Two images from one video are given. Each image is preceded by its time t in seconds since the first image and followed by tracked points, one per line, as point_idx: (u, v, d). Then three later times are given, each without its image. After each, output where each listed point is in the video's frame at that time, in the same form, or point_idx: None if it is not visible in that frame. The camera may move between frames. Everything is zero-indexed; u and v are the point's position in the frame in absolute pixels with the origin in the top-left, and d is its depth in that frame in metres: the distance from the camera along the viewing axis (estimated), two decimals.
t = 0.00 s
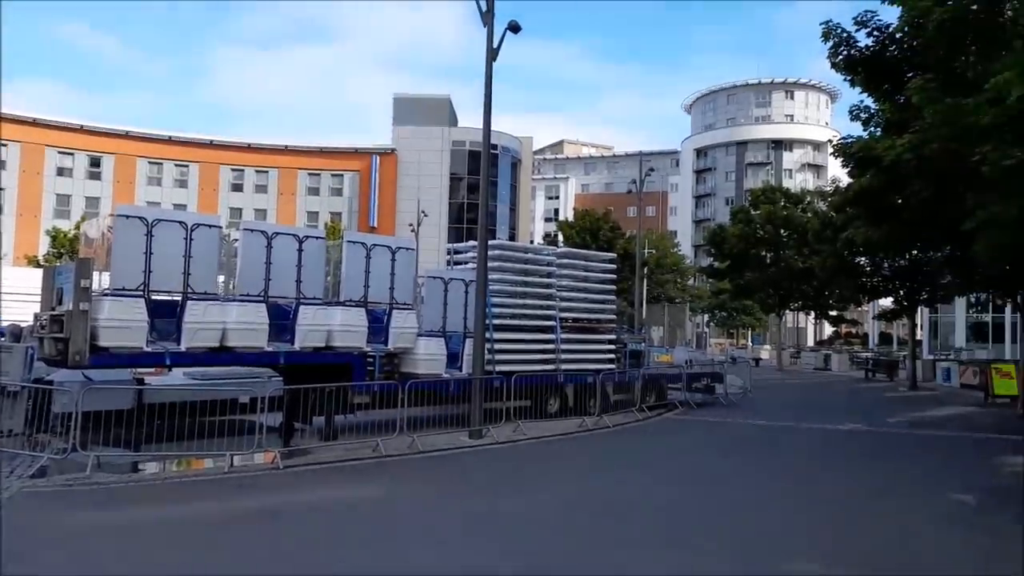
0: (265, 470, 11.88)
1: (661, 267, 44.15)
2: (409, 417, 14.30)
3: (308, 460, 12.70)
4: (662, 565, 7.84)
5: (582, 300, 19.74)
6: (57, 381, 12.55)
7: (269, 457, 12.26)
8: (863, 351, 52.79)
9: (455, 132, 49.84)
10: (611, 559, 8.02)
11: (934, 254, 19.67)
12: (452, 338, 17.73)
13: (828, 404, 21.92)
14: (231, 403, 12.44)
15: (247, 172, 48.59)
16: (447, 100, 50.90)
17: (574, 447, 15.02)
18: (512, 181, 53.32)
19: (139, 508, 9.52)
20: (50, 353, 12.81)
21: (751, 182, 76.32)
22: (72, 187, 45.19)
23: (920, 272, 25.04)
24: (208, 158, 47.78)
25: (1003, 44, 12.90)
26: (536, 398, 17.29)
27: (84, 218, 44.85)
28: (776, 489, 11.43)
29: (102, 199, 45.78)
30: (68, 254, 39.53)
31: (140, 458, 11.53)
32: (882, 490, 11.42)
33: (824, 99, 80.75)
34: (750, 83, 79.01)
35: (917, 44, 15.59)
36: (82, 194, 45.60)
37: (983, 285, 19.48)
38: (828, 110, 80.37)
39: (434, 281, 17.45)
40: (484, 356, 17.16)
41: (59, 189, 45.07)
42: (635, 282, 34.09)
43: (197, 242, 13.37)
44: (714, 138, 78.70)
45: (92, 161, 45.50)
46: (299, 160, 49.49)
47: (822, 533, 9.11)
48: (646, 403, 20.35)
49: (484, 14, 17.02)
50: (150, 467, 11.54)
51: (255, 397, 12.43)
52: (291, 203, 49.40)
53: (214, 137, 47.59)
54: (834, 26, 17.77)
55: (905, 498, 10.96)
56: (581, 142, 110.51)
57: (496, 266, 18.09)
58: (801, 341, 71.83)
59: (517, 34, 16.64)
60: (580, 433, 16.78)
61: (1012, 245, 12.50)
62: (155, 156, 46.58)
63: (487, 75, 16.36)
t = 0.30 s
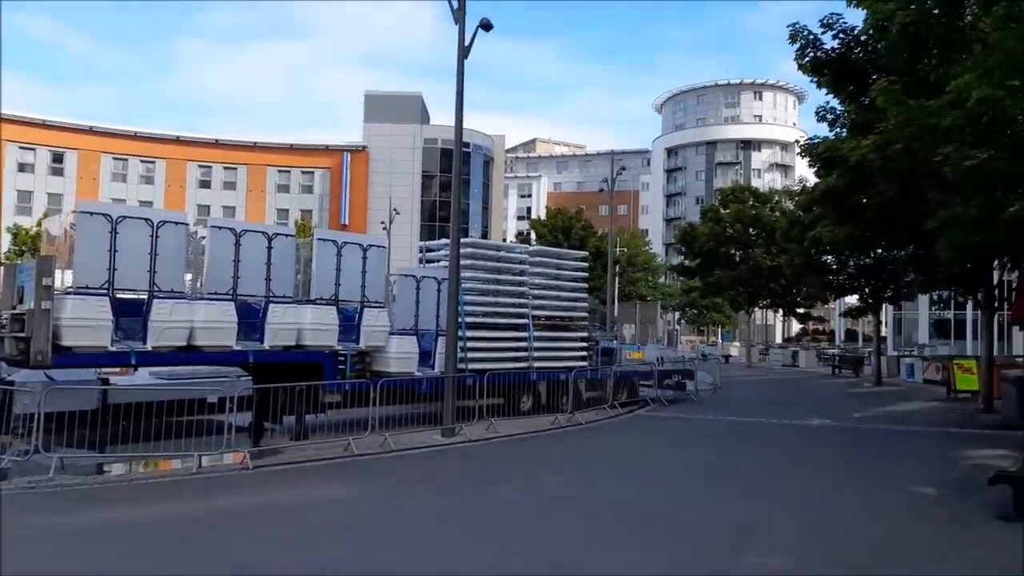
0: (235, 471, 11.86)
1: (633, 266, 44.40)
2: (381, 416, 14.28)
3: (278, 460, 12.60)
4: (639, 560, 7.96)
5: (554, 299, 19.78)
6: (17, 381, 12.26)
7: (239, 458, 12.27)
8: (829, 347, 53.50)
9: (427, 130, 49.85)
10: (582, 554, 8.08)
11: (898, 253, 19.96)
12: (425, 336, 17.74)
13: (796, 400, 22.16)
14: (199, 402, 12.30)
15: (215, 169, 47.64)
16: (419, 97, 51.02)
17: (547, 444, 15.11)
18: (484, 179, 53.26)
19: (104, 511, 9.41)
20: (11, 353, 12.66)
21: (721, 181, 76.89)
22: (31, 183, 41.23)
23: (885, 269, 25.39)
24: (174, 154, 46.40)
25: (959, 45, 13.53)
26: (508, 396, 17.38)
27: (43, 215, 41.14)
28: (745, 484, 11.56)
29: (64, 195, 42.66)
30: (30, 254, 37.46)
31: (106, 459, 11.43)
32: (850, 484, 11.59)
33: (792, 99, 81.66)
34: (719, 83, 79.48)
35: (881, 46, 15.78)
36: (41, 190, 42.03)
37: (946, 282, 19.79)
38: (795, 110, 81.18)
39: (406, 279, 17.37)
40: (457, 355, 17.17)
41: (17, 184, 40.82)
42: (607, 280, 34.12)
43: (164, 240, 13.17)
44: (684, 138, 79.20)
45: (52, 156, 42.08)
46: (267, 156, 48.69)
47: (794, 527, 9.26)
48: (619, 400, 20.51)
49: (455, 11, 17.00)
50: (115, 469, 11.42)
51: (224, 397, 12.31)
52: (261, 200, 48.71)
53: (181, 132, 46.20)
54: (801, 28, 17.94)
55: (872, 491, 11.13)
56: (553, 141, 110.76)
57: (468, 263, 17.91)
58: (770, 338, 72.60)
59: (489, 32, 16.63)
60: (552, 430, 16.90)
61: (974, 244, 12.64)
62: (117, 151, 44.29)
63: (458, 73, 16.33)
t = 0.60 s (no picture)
0: (205, 472, 11.70)
1: (606, 265, 44.66)
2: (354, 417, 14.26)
3: (248, 462, 12.52)
4: (612, 558, 8.05)
5: (528, 298, 19.85)
6: None
7: (209, 460, 12.11)
8: (799, 346, 54.17)
9: (401, 128, 49.80)
10: (556, 554, 8.15)
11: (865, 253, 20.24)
12: (398, 336, 17.76)
13: (766, 398, 22.42)
14: (167, 404, 12.19)
15: (184, 166, 47.12)
16: (391, 95, 49.82)
17: (520, 443, 15.18)
18: (459, 178, 53.24)
19: (72, 512, 9.30)
20: None
21: (693, 182, 77.47)
22: None
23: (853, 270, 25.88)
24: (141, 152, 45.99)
25: (923, 50, 13.83)
26: (482, 396, 17.46)
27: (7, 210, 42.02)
28: (716, 482, 11.69)
29: (28, 192, 43.36)
30: None
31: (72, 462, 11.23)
32: (819, 481, 11.78)
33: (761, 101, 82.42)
34: (691, 85, 80.05)
35: (849, 50, 15.99)
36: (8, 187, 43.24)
37: (912, 282, 20.13)
38: (766, 112, 81.97)
39: (379, 278, 17.43)
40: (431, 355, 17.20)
41: None
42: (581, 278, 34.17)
43: (130, 238, 12.92)
44: (657, 139, 79.67)
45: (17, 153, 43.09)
46: (237, 154, 48.18)
47: (764, 525, 9.39)
48: (592, 400, 20.65)
49: (428, 9, 17.02)
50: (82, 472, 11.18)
51: (193, 398, 12.24)
52: (232, 197, 48.09)
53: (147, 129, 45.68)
54: (771, 31, 18.15)
55: (840, 488, 11.31)
56: (527, 141, 111.00)
57: (441, 263, 17.95)
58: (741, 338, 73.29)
59: (462, 30, 16.66)
60: (525, 430, 17.00)
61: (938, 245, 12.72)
62: (85, 150, 44.71)
63: (432, 72, 16.36)
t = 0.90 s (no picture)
0: (185, 476, 11.61)
1: (591, 265, 44.76)
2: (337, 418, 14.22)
3: (229, 464, 12.43)
4: (598, 558, 8.09)
5: (512, 298, 19.87)
6: None
7: (189, 462, 12.01)
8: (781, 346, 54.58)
9: (384, 127, 49.86)
10: (545, 554, 8.19)
11: (847, 253, 20.38)
12: (381, 336, 17.74)
13: (749, 398, 22.55)
14: (146, 406, 12.00)
15: (164, 164, 46.52)
16: (373, 93, 49.85)
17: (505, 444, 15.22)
18: (443, 178, 53.20)
19: (55, 516, 9.22)
20: None
21: (678, 182, 77.78)
22: None
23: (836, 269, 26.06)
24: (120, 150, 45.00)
25: (906, 52, 13.95)
26: (467, 396, 17.51)
27: None
28: (701, 482, 11.73)
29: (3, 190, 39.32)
30: None
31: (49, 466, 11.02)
32: (803, 480, 11.84)
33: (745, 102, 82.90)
34: (676, 85, 80.39)
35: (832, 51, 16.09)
36: None
37: (894, 282, 20.30)
38: (749, 113, 82.47)
39: (362, 278, 17.38)
40: (416, 356, 17.19)
41: None
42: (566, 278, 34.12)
43: (108, 238, 12.63)
44: (642, 139, 79.91)
45: None
46: (218, 153, 47.95)
47: (749, 525, 9.44)
48: (577, 400, 20.71)
49: (412, 7, 17.02)
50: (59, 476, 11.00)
51: (173, 400, 12.06)
52: (212, 197, 47.83)
53: (127, 127, 44.93)
54: (755, 32, 18.24)
55: (824, 487, 11.39)
56: (512, 141, 111.08)
57: (425, 263, 17.95)
58: (725, 337, 73.72)
59: (445, 28, 16.71)
60: (509, 430, 17.05)
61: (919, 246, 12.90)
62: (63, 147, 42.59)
63: (416, 70, 16.38)
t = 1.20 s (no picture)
0: (172, 474, 11.60)
1: (578, 261, 44.96)
2: (325, 415, 14.32)
3: (217, 461, 12.47)
4: (584, 553, 8.18)
5: (500, 295, 19.94)
6: None
7: (176, 461, 12.02)
8: (766, 340, 54.95)
9: (370, 124, 50.17)
10: (531, 550, 8.28)
11: (832, 248, 20.55)
12: (369, 333, 17.77)
13: (735, 392, 22.72)
14: (132, 405, 12.07)
15: (148, 163, 46.53)
16: (361, 91, 50.76)
17: (492, 440, 15.30)
18: (430, 175, 53.19)
19: (42, 516, 9.22)
20: None
21: (663, 178, 78.11)
22: None
23: (819, 263, 26.21)
24: (104, 148, 45.35)
25: (889, 49, 14.04)
26: (454, 392, 17.59)
27: None
28: (686, 477, 11.85)
29: None
30: None
31: (36, 466, 11.02)
32: (787, 474, 11.96)
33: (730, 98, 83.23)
34: (661, 81, 80.61)
35: (815, 48, 16.26)
36: None
37: (877, 276, 20.51)
38: (734, 109, 82.91)
39: (350, 275, 17.42)
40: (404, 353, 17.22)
41: None
42: (553, 274, 34.25)
43: (92, 236, 12.53)
44: (627, 135, 80.19)
45: None
46: (203, 150, 47.60)
47: (734, 518, 9.55)
48: (565, 396, 20.82)
49: (397, 4, 17.04)
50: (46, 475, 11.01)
51: (159, 399, 12.02)
52: (197, 193, 47.47)
53: (110, 124, 45.04)
54: (738, 28, 18.36)
55: (808, 481, 11.52)
56: (499, 137, 111.15)
57: (413, 263, 17.84)
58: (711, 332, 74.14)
59: (431, 25, 16.74)
60: (497, 426, 17.13)
61: (902, 239, 13.15)
62: (44, 145, 43.54)
63: (401, 67, 16.40)
